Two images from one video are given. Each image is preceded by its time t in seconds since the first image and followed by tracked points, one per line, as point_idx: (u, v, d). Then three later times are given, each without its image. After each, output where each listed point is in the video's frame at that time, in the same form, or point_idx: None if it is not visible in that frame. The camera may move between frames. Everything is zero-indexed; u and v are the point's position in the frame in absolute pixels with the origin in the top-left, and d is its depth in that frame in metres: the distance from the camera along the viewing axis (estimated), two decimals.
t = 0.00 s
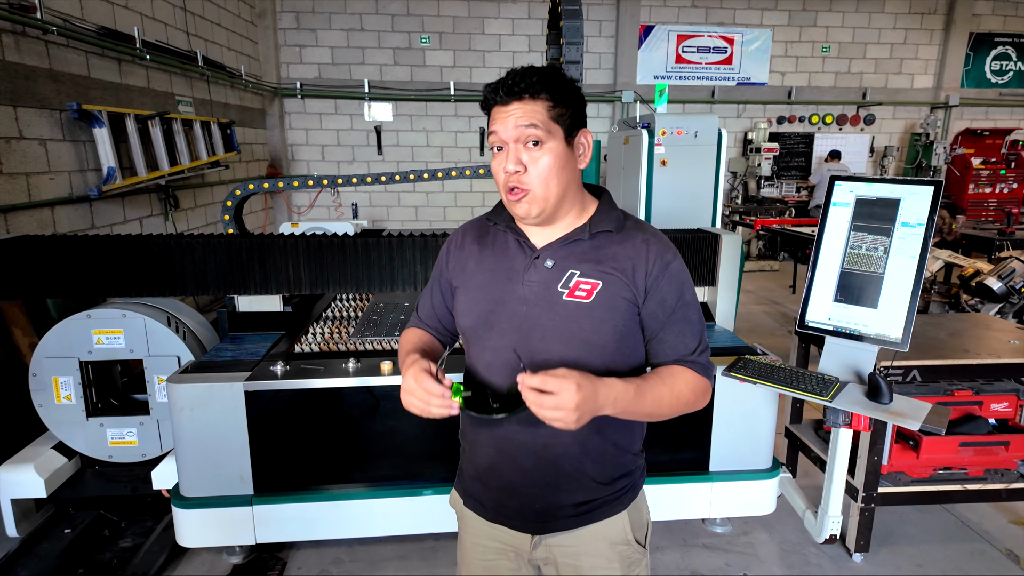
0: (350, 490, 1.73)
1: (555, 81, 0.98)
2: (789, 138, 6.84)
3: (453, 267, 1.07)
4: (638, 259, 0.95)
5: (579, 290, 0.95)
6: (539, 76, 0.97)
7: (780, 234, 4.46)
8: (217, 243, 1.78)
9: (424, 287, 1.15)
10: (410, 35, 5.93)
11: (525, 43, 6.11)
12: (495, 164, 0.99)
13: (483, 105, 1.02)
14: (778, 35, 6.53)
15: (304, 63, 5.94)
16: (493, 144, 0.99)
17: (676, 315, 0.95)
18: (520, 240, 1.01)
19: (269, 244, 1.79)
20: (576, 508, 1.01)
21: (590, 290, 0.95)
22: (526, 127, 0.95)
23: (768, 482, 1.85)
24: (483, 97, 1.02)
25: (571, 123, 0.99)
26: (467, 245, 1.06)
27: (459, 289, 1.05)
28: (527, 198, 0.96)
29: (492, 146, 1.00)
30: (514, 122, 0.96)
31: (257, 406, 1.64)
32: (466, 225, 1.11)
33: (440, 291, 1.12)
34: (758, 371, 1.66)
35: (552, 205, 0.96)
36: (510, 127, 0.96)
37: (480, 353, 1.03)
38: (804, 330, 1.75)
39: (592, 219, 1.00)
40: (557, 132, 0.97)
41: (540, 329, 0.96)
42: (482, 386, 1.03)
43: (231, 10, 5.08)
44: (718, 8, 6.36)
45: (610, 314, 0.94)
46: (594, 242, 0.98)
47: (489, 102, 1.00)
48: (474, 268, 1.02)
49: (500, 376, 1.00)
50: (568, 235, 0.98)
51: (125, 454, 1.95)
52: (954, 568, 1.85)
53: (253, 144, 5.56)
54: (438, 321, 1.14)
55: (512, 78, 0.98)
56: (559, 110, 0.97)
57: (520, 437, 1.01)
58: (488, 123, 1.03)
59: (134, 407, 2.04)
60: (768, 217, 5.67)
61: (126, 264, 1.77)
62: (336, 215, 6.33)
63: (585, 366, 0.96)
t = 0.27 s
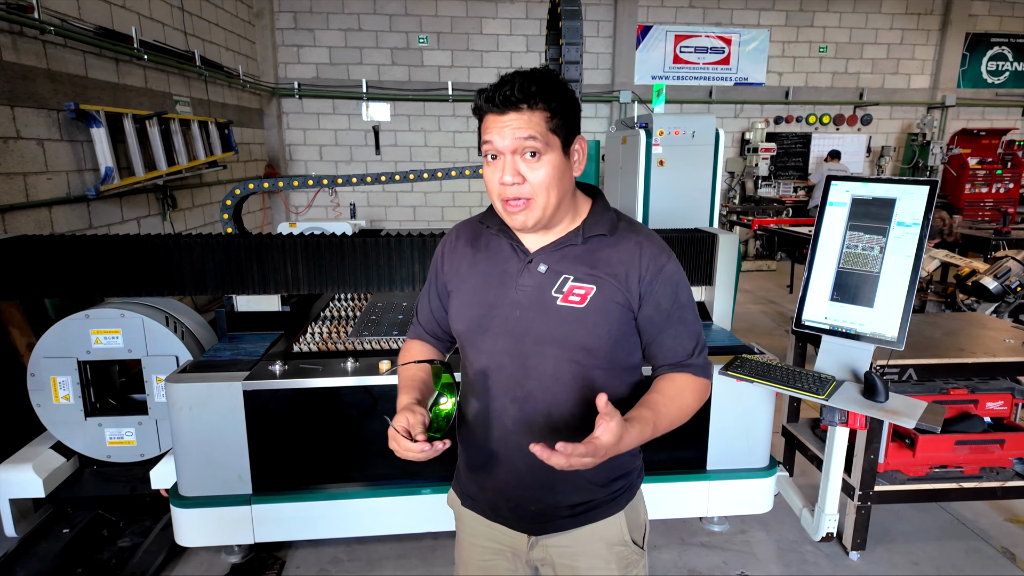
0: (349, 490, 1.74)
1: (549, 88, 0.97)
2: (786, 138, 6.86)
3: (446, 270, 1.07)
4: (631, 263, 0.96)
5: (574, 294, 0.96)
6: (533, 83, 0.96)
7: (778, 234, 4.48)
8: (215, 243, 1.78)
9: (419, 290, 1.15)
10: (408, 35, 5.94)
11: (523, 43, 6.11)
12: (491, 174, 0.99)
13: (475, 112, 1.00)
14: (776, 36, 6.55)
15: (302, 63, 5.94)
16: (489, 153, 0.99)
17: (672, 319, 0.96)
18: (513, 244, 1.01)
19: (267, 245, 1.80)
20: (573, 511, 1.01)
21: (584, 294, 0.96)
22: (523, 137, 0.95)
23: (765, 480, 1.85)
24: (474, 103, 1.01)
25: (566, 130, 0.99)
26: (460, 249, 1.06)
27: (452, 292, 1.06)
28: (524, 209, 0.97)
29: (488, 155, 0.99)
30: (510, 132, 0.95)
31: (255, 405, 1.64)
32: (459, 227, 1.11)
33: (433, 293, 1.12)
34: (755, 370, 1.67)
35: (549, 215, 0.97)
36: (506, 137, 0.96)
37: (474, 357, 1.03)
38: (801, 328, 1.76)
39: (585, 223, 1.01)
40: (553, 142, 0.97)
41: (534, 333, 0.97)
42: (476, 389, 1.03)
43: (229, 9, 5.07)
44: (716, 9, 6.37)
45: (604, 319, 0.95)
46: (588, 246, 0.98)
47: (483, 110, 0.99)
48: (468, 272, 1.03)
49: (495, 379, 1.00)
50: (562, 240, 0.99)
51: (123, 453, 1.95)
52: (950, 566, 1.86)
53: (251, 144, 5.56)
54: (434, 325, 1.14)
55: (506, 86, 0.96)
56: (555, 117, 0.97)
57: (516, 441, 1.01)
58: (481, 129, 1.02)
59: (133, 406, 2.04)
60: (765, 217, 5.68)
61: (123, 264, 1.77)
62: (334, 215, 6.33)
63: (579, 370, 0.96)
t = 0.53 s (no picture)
0: (347, 489, 1.74)
1: (549, 82, 0.99)
2: (784, 138, 6.87)
3: (443, 272, 1.06)
4: (631, 263, 0.97)
5: (574, 296, 0.96)
6: (534, 76, 0.98)
7: (776, 233, 4.48)
8: (213, 243, 1.78)
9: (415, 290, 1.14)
10: (406, 34, 5.94)
11: (521, 43, 6.11)
12: (489, 165, 0.99)
13: (474, 104, 1.01)
14: (773, 36, 6.56)
15: (300, 63, 5.94)
16: (488, 143, 0.98)
17: (673, 318, 0.97)
18: (510, 244, 1.01)
19: (265, 245, 1.80)
20: (571, 511, 1.01)
21: (584, 296, 0.96)
22: (523, 128, 0.96)
23: (763, 479, 1.86)
24: (473, 96, 1.02)
25: (564, 125, 1.00)
26: (456, 250, 1.05)
27: (449, 294, 1.05)
28: (523, 200, 0.96)
29: (486, 146, 0.99)
30: (511, 123, 0.96)
31: (253, 405, 1.64)
32: (455, 228, 1.10)
33: (430, 295, 1.12)
34: (752, 369, 1.68)
35: (547, 208, 0.97)
36: (506, 127, 0.96)
37: (473, 359, 1.03)
38: (798, 327, 1.77)
39: (582, 222, 1.01)
40: (552, 134, 0.98)
41: (534, 335, 0.97)
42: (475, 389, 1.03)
43: (226, 9, 5.07)
44: (714, 8, 6.38)
45: (604, 320, 0.95)
46: (587, 246, 0.98)
47: (482, 101, 1.00)
48: (465, 273, 1.02)
49: (495, 381, 1.00)
50: (560, 240, 0.99)
51: (121, 453, 1.95)
52: (947, 564, 1.86)
53: (249, 143, 5.55)
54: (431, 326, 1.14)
55: (507, 77, 0.97)
56: (554, 111, 0.98)
57: (514, 443, 1.01)
58: (479, 122, 1.02)
59: (131, 406, 2.04)
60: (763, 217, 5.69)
61: (120, 264, 1.77)
62: (332, 214, 6.32)
63: (579, 372, 0.97)
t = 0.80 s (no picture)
0: (346, 487, 1.74)
1: (564, 77, 1.01)
2: (782, 138, 6.89)
3: (440, 269, 1.06)
4: (630, 261, 0.98)
5: (574, 292, 0.97)
6: (549, 67, 1.01)
7: (773, 233, 4.49)
8: (212, 242, 1.79)
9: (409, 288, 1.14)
10: (404, 34, 5.94)
11: (519, 43, 6.12)
12: (496, 148, 1.00)
13: (490, 89, 1.03)
14: (771, 36, 6.57)
15: (298, 63, 5.94)
16: (498, 126, 1.01)
17: (668, 316, 0.98)
18: (508, 239, 1.02)
19: (264, 244, 1.81)
20: (568, 508, 1.02)
21: (584, 292, 0.96)
22: (534, 114, 0.98)
23: (759, 477, 1.87)
24: (490, 82, 1.04)
25: (574, 120, 1.02)
26: (453, 247, 1.05)
27: (446, 291, 1.05)
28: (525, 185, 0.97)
29: (496, 129, 1.01)
30: (523, 108, 0.98)
31: (252, 404, 1.65)
32: (453, 223, 1.10)
33: (424, 291, 1.11)
34: (749, 367, 1.69)
35: (547, 196, 0.98)
36: (518, 112, 0.98)
37: (471, 357, 1.03)
38: (794, 326, 1.78)
39: (581, 220, 1.02)
40: (561, 126, 1.00)
41: (534, 332, 0.97)
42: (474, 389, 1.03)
43: (225, 9, 5.07)
44: (711, 9, 6.40)
45: (603, 317, 0.96)
46: (586, 243, 0.99)
47: (498, 86, 1.02)
48: (464, 270, 1.02)
49: (494, 379, 1.01)
50: (560, 236, 1.00)
51: (120, 452, 1.95)
52: (943, 562, 1.87)
53: (247, 144, 5.55)
54: (427, 324, 1.13)
55: (525, 64, 1.00)
56: (565, 105, 1.01)
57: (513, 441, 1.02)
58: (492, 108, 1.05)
59: (129, 405, 2.05)
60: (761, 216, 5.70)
61: (119, 263, 1.77)
62: (330, 214, 6.33)
63: (578, 368, 0.98)
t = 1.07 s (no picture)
0: (345, 486, 1.75)
1: (576, 84, 1.05)
2: (780, 138, 6.90)
3: (438, 268, 1.06)
4: (629, 259, 0.99)
5: (573, 291, 0.97)
6: (566, 70, 1.03)
7: (771, 233, 4.50)
8: (211, 242, 1.79)
9: (406, 287, 1.14)
10: (403, 34, 5.95)
11: (518, 43, 6.13)
12: (507, 141, 1.00)
13: (504, 84, 1.04)
14: (769, 36, 6.59)
15: (297, 63, 5.94)
16: (512, 121, 1.00)
17: (665, 313, 1.00)
18: (508, 238, 1.02)
19: (263, 244, 1.81)
20: (567, 505, 1.03)
21: (584, 290, 0.97)
22: (550, 113, 0.99)
23: (757, 476, 1.87)
24: (501, 79, 1.05)
25: (581, 125, 1.05)
26: (452, 246, 1.05)
27: (445, 290, 1.05)
28: (535, 179, 0.97)
29: (509, 122, 1.01)
30: (539, 105, 0.99)
31: (251, 404, 1.65)
32: (451, 223, 1.10)
33: (421, 290, 1.11)
34: (747, 366, 1.70)
35: (555, 193, 0.99)
36: (535, 108, 0.99)
37: (469, 356, 1.03)
38: (791, 325, 1.79)
39: (580, 219, 1.03)
40: (573, 129, 1.02)
41: (533, 330, 0.98)
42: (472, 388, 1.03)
43: (223, 9, 5.07)
44: (710, 9, 6.41)
45: (603, 315, 0.97)
46: (585, 242, 1.00)
47: (513, 81, 1.03)
48: (464, 269, 1.02)
49: (493, 378, 1.01)
50: (559, 235, 1.01)
51: (119, 451, 1.96)
52: (939, 560, 1.88)
53: (246, 143, 5.55)
54: (423, 323, 1.14)
55: (545, 62, 1.02)
56: (576, 109, 1.03)
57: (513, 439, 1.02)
58: (502, 103, 1.05)
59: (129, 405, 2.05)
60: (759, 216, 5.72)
61: (118, 263, 1.78)
62: (329, 214, 6.33)
63: (577, 366, 0.98)
